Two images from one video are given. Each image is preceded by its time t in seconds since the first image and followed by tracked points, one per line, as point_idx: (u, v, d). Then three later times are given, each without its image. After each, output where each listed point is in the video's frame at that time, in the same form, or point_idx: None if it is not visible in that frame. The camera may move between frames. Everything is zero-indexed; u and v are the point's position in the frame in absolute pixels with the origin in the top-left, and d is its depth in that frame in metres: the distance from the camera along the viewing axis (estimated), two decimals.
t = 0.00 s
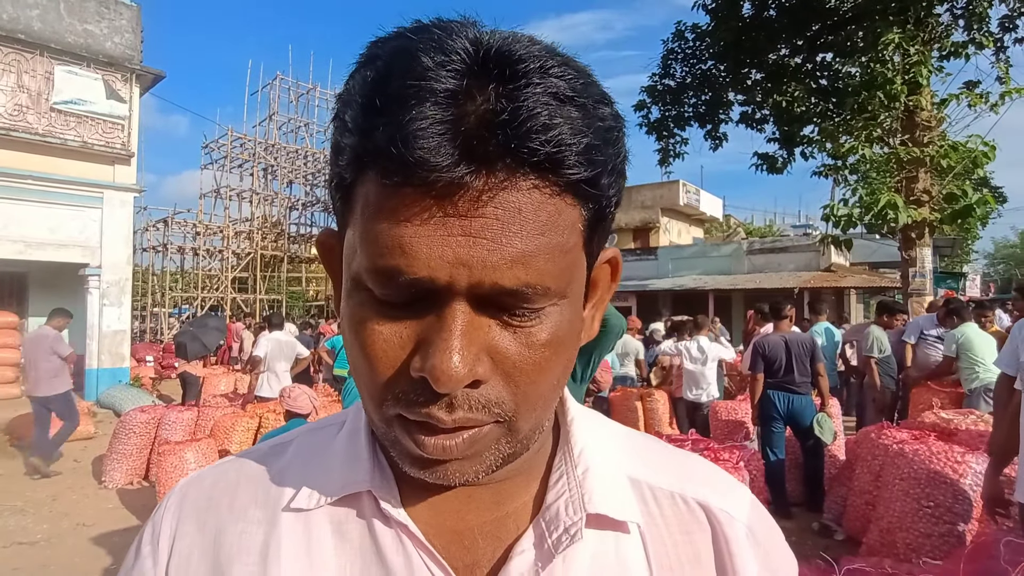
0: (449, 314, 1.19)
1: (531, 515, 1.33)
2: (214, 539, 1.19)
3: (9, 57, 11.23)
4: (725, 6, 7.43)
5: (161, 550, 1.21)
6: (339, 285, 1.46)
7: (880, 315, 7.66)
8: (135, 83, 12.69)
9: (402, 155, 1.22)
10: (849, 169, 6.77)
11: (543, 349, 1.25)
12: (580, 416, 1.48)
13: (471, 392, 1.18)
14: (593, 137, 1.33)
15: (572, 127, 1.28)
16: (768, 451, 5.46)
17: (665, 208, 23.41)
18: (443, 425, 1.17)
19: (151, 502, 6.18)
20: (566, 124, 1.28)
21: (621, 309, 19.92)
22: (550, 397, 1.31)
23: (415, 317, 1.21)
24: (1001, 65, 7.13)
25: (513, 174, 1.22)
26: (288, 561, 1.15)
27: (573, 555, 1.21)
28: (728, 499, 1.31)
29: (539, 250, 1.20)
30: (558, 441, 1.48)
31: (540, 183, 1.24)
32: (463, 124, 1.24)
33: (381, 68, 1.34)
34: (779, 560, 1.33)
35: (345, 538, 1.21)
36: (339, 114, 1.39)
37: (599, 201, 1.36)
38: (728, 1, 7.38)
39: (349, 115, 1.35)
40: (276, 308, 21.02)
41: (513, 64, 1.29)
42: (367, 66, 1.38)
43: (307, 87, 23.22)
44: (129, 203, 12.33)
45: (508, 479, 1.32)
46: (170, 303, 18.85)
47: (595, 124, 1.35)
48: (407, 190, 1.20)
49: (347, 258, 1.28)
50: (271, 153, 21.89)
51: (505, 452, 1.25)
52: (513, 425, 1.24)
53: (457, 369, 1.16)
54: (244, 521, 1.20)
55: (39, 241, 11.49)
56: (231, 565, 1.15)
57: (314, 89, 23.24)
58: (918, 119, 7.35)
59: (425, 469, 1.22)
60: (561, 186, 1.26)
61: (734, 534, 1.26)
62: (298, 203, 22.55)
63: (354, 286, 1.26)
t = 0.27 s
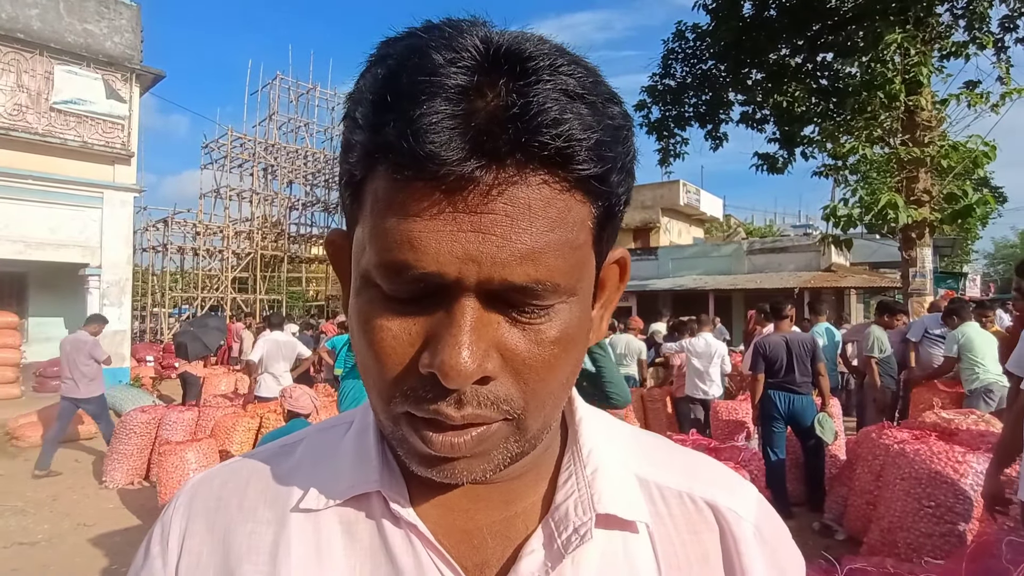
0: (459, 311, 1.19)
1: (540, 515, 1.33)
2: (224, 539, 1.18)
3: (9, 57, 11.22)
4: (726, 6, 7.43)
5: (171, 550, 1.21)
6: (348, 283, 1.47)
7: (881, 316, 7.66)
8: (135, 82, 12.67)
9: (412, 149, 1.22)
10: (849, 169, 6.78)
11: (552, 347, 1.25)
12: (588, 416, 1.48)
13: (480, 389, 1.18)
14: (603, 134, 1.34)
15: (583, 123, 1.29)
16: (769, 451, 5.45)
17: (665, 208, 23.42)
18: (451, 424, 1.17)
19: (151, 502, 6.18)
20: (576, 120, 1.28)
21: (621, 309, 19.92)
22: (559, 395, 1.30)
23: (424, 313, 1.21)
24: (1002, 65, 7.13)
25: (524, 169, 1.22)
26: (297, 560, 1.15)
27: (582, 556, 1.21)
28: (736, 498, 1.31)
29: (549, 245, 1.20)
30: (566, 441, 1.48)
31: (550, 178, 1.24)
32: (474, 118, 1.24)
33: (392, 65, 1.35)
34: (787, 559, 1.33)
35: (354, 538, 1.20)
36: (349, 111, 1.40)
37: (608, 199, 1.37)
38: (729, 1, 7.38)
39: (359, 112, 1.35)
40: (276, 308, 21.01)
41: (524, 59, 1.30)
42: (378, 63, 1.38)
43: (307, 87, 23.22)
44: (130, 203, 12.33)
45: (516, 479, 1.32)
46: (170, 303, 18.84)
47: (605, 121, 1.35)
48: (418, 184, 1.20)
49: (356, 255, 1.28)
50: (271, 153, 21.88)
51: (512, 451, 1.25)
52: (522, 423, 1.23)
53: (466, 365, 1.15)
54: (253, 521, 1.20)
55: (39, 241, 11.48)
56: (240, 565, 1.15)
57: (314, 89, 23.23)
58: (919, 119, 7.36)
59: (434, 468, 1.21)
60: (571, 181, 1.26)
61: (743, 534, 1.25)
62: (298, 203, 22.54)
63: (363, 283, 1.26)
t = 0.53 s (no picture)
0: (471, 313, 1.20)
1: (544, 518, 1.33)
2: (230, 541, 1.18)
3: (9, 57, 11.22)
4: (726, 6, 7.42)
5: (176, 554, 1.20)
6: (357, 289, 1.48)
7: (881, 316, 7.66)
8: (135, 82, 12.68)
9: (427, 154, 1.22)
10: (849, 169, 6.78)
11: (562, 349, 1.26)
12: (591, 420, 1.49)
13: (490, 391, 1.19)
14: (613, 140, 1.35)
15: (594, 130, 1.29)
16: (769, 451, 5.46)
17: (665, 208, 23.42)
18: (462, 423, 1.18)
19: (152, 502, 6.18)
20: (588, 126, 1.29)
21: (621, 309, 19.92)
22: (568, 398, 1.31)
23: (436, 313, 1.22)
24: (1002, 65, 7.12)
25: (537, 174, 1.23)
26: (304, 564, 1.15)
27: (587, 559, 1.21)
28: (736, 501, 1.31)
29: (561, 248, 1.22)
30: (570, 446, 1.48)
31: (562, 183, 1.25)
32: (487, 124, 1.25)
33: (405, 73, 1.35)
34: (787, 561, 1.33)
35: (359, 541, 1.20)
36: (360, 118, 1.40)
37: (616, 205, 1.38)
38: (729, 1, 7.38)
39: (371, 119, 1.35)
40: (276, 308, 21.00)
41: (537, 65, 1.30)
42: (390, 71, 1.39)
43: (307, 87, 23.22)
44: (130, 203, 12.33)
45: (521, 483, 1.32)
46: (170, 303, 18.84)
47: (615, 128, 1.36)
48: (431, 188, 1.21)
49: (368, 259, 1.28)
50: (271, 153, 21.88)
51: (520, 452, 1.25)
52: (531, 423, 1.24)
53: (479, 366, 1.16)
54: (259, 525, 1.20)
55: (40, 241, 11.49)
56: (246, 568, 1.15)
57: (314, 89, 23.23)
58: (919, 119, 7.37)
59: (443, 468, 1.21)
60: (582, 186, 1.28)
61: (743, 536, 1.25)
62: (298, 203, 22.53)
63: (374, 288, 1.26)
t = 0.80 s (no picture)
0: (474, 292, 1.25)
1: (536, 512, 1.34)
2: (227, 535, 1.19)
3: (10, 57, 11.23)
4: (724, 7, 7.43)
5: (173, 548, 1.21)
6: (358, 283, 1.52)
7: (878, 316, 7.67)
8: (134, 83, 12.68)
9: (437, 141, 1.28)
10: (846, 169, 6.80)
11: (558, 331, 1.31)
12: (582, 417, 1.51)
13: (491, 368, 1.22)
14: (609, 136, 1.43)
15: (592, 123, 1.37)
16: (766, 450, 5.49)
17: (664, 208, 23.44)
18: (462, 401, 1.20)
19: (150, 501, 6.19)
20: (586, 120, 1.37)
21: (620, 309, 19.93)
22: (563, 383, 1.35)
23: (440, 289, 1.27)
24: (999, 66, 7.15)
25: (539, 162, 1.31)
26: (300, 556, 1.16)
27: (577, 551, 1.22)
28: (723, 498, 1.33)
29: (559, 231, 1.29)
30: (561, 442, 1.49)
31: (562, 172, 1.33)
32: (494, 114, 1.32)
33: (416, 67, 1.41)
34: (773, 558, 1.34)
35: (354, 535, 1.22)
36: (369, 111, 1.44)
37: (609, 198, 1.46)
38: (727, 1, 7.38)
39: (382, 111, 1.40)
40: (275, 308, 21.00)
41: (540, 61, 1.38)
42: (401, 68, 1.45)
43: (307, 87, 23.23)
44: (129, 203, 12.34)
45: (512, 477, 1.34)
46: (169, 303, 18.84)
47: (610, 125, 1.44)
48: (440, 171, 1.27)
49: (374, 245, 1.34)
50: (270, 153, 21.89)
51: (518, 438, 1.27)
52: (528, 408, 1.27)
53: (480, 343, 1.20)
54: (255, 519, 1.20)
55: (39, 241, 11.50)
56: (243, 561, 1.16)
57: (314, 89, 23.25)
58: (916, 120, 7.39)
59: (438, 454, 1.22)
60: (579, 176, 1.35)
61: (729, 530, 1.27)
62: (297, 203, 22.55)
63: (380, 270, 1.30)
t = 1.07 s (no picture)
0: (480, 284, 1.26)
1: (534, 520, 1.34)
2: (226, 544, 1.19)
3: (7, 56, 11.19)
4: (723, 7, 7.43)
5: (172, 557, 1.21)
6: (360, 287, 1.52)
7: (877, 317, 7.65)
8: (132, 83, 12.65)
9: (447, 134, 1.31)
10: (844, 170, 6.82)
11: (559, 326, 1.31)
12: (579, 425, 1.51)
13: (496, 360, 1.22)
14: (611, 139, 1.46)
15: (594, 122, 1.40)
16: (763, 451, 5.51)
17: (662, 208, 23.45)
18: (466, 394, 1.19)
19: (149, 502, 6.18)
20: (589, 121, 1.40)
21: (619, 309, 19.92)
22: (565, 380, 1.35)
23: (446, 279, 1.27)
24: (997, 67, 7.15)
25: (543, 158, 1.33)
26: (298, 565, 1.16)
27: (573, 559, 1.22)
28: (721, 507, 1.33)
29: (564, 227, 1.31)
30: (559, 450, 1.49)
31: (566, 169, 1.35)
32: (501, 112, 1.35)
33: (426, 73, 1.45)
34: (769, 566, 1.34)
35: (352, 544, 1.21)
36: (378, 115, 1.47)
37: (609, 201, 1.47)
38: (726, 2, 7.39)
39: (392, 112, 1.43)
40: (274, 307, 20.96)
41: (544, 66, 1.42)
42: (410, 74, 1.48)
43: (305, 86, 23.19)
44: (127, 202, 12.32)
45: (510, 485, 1.34)
46: (167, 303, 18.81)
47: (611, 129, 1.47)
48: (449, 165, 1.29)
49: (380, 243, 1.35)
50: (269, 153, 21.85)
51: (519, 434, 1.26)
52: (530, 402, 1.26)
53: (485, 334, 1.20)
54: (254, 528, 1.20)
55: (37, 241, 11.48)
56: (242, 571, 1.15)
57: (312, 89, 23.21)
58: (914, 121, 7.36)
59: (440, 447, 1.21)
60: (582, 175, 1.38)
61: (726, 539, 1.27)
62: (296, 203, 22.52)
63: (387, 265, 1.31)
